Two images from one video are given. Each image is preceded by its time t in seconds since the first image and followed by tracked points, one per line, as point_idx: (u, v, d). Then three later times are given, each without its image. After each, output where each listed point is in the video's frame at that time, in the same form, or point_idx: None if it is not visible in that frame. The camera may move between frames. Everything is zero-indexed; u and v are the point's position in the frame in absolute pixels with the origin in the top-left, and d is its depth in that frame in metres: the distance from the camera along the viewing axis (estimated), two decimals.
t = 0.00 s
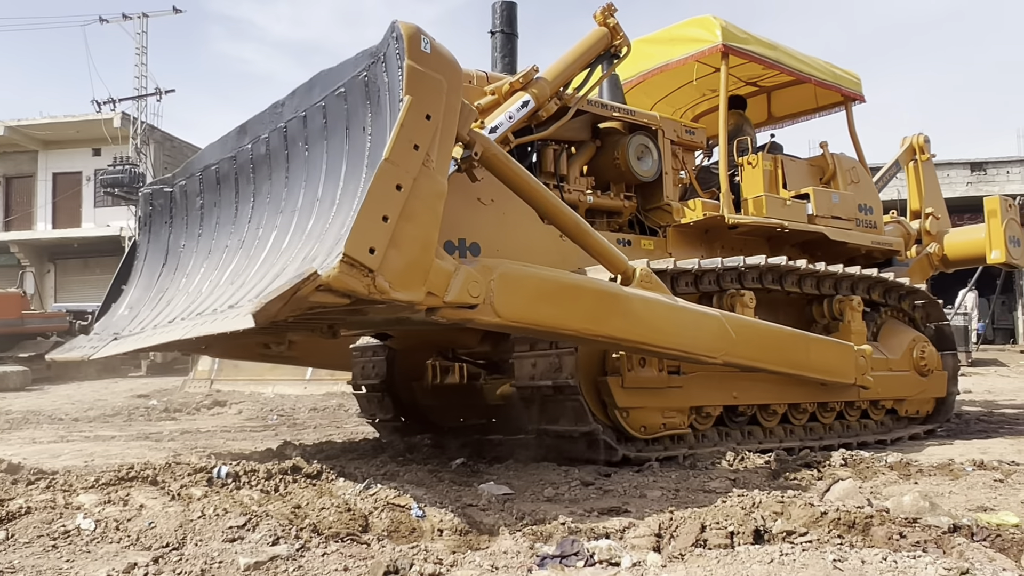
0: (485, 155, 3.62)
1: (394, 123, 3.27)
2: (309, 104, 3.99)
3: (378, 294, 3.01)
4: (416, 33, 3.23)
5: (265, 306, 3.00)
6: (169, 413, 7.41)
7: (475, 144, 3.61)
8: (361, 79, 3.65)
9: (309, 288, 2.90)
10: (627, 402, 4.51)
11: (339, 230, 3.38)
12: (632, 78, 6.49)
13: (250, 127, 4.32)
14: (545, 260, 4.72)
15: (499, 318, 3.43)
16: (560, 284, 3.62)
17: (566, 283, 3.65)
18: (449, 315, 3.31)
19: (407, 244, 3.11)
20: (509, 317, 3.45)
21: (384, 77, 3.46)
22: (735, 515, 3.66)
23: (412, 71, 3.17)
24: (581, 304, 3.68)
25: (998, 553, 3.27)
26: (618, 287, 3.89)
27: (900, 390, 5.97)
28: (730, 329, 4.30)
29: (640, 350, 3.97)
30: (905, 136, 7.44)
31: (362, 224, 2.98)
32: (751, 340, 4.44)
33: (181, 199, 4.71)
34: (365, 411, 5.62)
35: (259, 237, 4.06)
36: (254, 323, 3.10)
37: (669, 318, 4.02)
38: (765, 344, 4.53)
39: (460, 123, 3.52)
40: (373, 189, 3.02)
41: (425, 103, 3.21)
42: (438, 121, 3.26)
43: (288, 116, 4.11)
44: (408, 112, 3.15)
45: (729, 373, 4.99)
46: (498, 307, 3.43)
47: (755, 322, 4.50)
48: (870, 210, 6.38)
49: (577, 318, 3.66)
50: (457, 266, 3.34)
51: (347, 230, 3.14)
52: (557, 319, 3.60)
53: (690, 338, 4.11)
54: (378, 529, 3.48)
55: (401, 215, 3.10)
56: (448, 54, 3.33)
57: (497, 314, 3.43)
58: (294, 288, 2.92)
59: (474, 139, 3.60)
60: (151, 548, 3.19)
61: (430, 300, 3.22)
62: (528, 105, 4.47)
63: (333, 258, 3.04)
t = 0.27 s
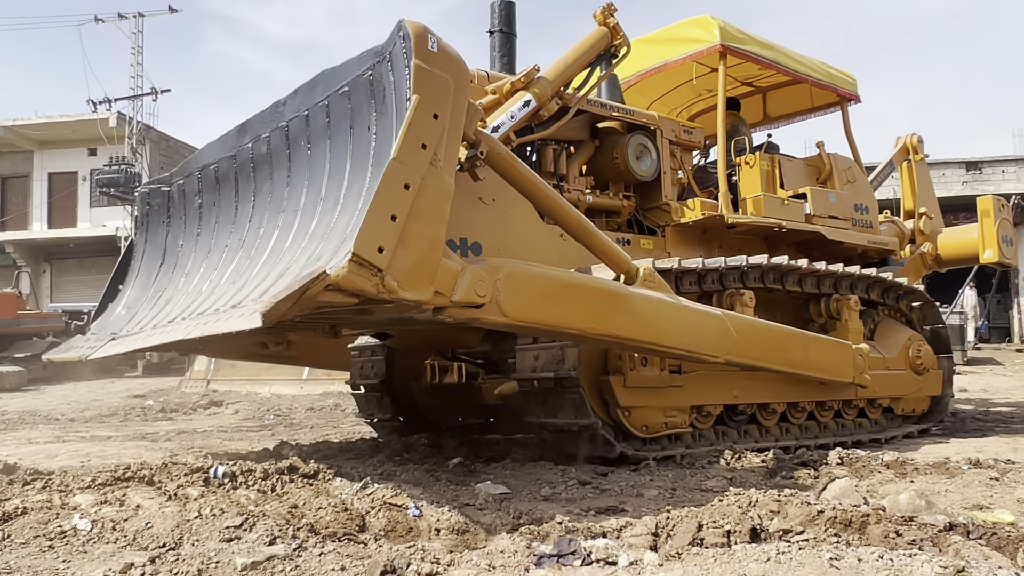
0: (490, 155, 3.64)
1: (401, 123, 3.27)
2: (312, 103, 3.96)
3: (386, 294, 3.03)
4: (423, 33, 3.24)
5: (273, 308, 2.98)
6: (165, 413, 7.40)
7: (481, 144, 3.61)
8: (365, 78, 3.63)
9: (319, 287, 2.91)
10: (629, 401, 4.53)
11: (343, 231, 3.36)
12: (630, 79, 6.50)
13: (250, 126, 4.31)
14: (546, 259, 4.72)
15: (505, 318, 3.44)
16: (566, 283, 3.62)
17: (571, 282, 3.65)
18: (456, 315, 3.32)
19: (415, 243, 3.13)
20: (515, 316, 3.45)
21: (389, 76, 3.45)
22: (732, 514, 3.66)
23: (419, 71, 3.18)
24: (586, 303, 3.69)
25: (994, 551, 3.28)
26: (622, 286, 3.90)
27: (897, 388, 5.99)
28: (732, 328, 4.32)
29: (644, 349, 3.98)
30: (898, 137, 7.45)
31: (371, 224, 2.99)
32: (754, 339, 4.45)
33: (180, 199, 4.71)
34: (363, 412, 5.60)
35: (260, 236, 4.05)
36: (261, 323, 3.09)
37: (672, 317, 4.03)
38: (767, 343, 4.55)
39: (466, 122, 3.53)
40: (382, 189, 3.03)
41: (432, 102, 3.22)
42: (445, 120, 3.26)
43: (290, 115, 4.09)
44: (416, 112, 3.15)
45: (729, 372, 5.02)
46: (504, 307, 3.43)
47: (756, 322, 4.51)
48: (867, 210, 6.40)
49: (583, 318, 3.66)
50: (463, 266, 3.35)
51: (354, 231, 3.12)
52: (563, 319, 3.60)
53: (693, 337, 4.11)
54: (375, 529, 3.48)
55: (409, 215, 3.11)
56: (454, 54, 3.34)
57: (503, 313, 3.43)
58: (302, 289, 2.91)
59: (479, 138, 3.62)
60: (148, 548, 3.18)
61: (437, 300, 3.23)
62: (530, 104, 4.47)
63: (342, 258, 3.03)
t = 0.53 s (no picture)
0: (499, 157, 3.64)
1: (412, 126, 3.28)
2: (318, 106, 3.95)
3: (399, 296, 3.03)
4: (433, 36, 3.26)
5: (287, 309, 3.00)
6: (162, 414, 7.40)
7: (490, 146, 3.62)
8: (374, 80, 3.63)
9: (332, 289, 2.94)
10: (634, 401, 4.55)
11: (354, 235, 3.38)
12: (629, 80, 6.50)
13: (255, 128, 4.30)
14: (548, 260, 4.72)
15: (515, 319, 3.44)
16: (575, 284, 3.63)
17: (580, 283, 3.65)
18: (466, 316, 3.32)
19: (427, 245, 3.14)
20: (524, 318, 3.46)
21: (399, 79, 3.46)
22: (728, 513, 3.66)
23: (430, 74, 3.20)
24: (595, 304, 3.69)
25: (990, 551, 3.28)
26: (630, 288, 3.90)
27: (897, 388, 6.00)
28: (737, 328, 4.32)
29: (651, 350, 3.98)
30: (895, 138, 7.43)
31: (384, 226, 3.00)
32: (759, 339, 4.46)
33: (183, 200, 4.71)
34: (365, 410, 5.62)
35: (266, 238, 4.06)
36: (273, 325, 3.10)
37: (679, 318, 4.03)
38: (771, 343, 4.56)
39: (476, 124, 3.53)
40: (394, 192, 3.05)
41: (443, 105, 3.23)
42: (456, 123, 3.27)
43: (296, 117, 4.08)
44: (427, 114, 3.17)
45: (732, 373, 5.04)
46: (514, 308, 3.43)
47: (761, 321, 4.52)
48: (865, 210, 6.40)
49: (592, 318, 3.67)
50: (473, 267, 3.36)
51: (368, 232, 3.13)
52: (572, 320, 3.61)
53: (700, 338, 4.12)
54: (371, 529, 3.48)
55: (421, 218, 3.12)
56: (464, 57, 3.35)
57: (513, 315, 3.44)
58: (317, 292, 2.94)
59: (489, 141, 3.62)
60: (144, 548, 3.18)
61: (448, 302, 3.24)
62: (534, 106, 4.48)
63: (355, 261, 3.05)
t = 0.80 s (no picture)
0: (513, 163, 3.67)
1: (429, 135, 3.28)
2: (333, 112, 3.94)
3: (419, 302, 3.04)
4: (450, 45, 3.26)
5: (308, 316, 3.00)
6: (159, 414, 7.40)
7: (504, 151, 3.64)
8: (389, 88, 3.62)
9: (354, 295, 2.93)
10: (644, 401, 4.61)
11: (371, 241, 3.38)
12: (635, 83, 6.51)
13: (267, 132, 4.29)
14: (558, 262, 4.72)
15: (530, 322, 3.45)
16: (588, 288, 3.64)
17: (593, 287, 3.67)
18: (483, 321, 3.33)
19: (446, 252, 3.14)
20: (539, 321, 3.47)
21: (415, 86, 3.44)
22: (726, 514, 3.66)
23: (446, 83, 3.19)
24: (608, 307, 3.71)
25: (987, 551, 3.28)
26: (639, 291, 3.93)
27: (900, 387, 6.02)
28: (745, 329, 4.36)
29: (662, 352, 4.01)
30: (897, 137, 7.45)
31: (403, 233, 3.00)
32: (765, 341, 4.50)
33: (194, 205, 4.73)
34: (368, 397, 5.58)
35: (281, 243, 4.07)
36: (292, 332, 3.08)
37: (689, 320, 4.06)
38: (778, 344, 4.60)
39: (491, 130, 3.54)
40: (413, 200, 3.05)
41: (460, 113, 3.23)
42: (473, 130, 3.28)
43: (310, 123, 4.08)
44: (444, 122, 3.16)
45: (739, 374, 5.09)
46: (530, 312, 3.44)
47: (768, 323, 4.56)
48: (869, 210, 6.38)
49: (606, 322, 3.69)
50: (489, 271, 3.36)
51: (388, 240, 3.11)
52: (587, 323, 3.63)
53: (709, 340, 4.15)
54: (368, 530, 3.47)
55: (440, 224, 3.13)
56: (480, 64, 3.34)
57: (528, 319, 3.44)
58: (339, 297, 2.92)
59: (503, 147, 3.64)
60: (141, 549, 3.18)
61: (465, 306, 3.24)
62: (545, 111, 4.52)
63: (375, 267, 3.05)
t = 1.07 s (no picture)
0: (533, 171, 3.70)
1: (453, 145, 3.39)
2: (350, 119, 4.07)
3: (444, 309, 3.12)
4: (471, 56, 3.37)
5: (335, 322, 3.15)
6: (156, 414, 7.39)
7: (523, 160, 3.67)
8: (408, 96, 3.73)
9: (381, 303, 3.02)
10: (658, 403, 4.66)
11: (393, 249, 3.55)
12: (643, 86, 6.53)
13: (284, 139, 4.44)
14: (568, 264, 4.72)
15: (550, 327, 3.50)
16: (606, 293, 3.69)
17: (611, 292, 3.71)
18: (504, 326, 3.39)
19: (468, 259, 3.22)
20: (559, 326, 3.52)
21: (436, 96, 3.56)
22: (723, 514, 3.66)
23: (468, 94, 3.32)
24: (625, 311, 3.76)
25: (984, 552, 3.28)
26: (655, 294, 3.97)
27: (906, 386, 6.05)
28: (759, 331, 4.38)
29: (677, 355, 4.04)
30: (900, 139, 7.44)
31: (428, 242, 3.09)
32: (779, 343, 4.53)
33: (209, 209, 4.91)
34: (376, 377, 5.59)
35: (299, 247, 4.23)
36: (318, 339, 3.16)
37: (704, 323, 4.09)
38: (791, 346, 4.62)
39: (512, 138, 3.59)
40: (438, 208, 3.14)
41: (481, 123, 3.33)
42: (494, 140, 3.38)
43: (326, 130, 4.21)
44: (467, 132, 3.28)
45: (751, 375, 5.12)
46: (549, 318, 3.49)
47: (779, 325, 4.56)
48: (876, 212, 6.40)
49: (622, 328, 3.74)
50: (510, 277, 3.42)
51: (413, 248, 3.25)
52: (603, 330, 3.67)
53: (724, 343, 4.18)
54: (366, 530, 3.47)
55: (463, 232, 3.21)
56: (500, 75, 3.46)
57: (548, 324, 3.49)
58: (367, 305, 3.02)
59: (522, 155, 3.66)
60: (138, 549, 3.18)
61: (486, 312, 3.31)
62: (558, 117, 4.46)
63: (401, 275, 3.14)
